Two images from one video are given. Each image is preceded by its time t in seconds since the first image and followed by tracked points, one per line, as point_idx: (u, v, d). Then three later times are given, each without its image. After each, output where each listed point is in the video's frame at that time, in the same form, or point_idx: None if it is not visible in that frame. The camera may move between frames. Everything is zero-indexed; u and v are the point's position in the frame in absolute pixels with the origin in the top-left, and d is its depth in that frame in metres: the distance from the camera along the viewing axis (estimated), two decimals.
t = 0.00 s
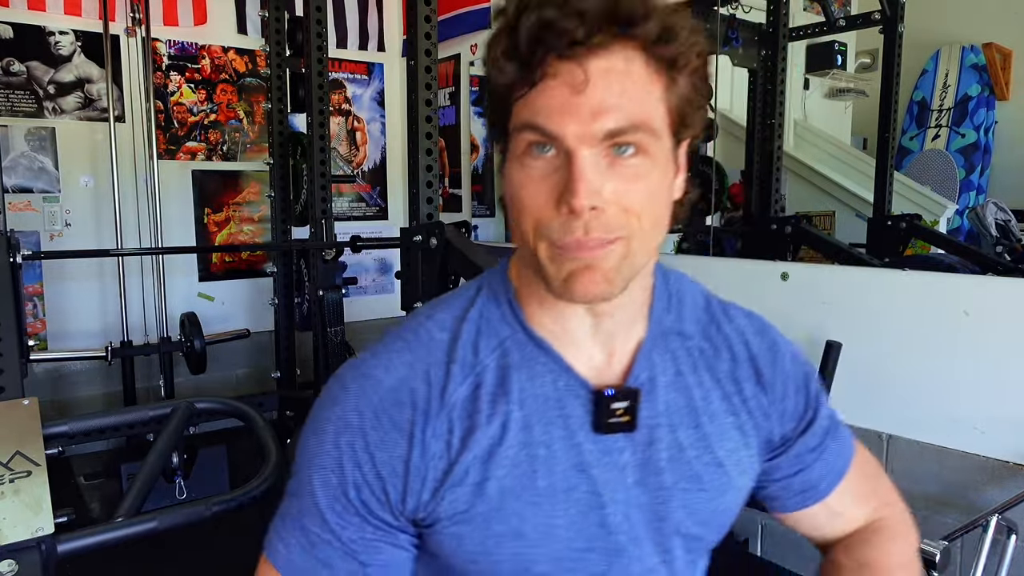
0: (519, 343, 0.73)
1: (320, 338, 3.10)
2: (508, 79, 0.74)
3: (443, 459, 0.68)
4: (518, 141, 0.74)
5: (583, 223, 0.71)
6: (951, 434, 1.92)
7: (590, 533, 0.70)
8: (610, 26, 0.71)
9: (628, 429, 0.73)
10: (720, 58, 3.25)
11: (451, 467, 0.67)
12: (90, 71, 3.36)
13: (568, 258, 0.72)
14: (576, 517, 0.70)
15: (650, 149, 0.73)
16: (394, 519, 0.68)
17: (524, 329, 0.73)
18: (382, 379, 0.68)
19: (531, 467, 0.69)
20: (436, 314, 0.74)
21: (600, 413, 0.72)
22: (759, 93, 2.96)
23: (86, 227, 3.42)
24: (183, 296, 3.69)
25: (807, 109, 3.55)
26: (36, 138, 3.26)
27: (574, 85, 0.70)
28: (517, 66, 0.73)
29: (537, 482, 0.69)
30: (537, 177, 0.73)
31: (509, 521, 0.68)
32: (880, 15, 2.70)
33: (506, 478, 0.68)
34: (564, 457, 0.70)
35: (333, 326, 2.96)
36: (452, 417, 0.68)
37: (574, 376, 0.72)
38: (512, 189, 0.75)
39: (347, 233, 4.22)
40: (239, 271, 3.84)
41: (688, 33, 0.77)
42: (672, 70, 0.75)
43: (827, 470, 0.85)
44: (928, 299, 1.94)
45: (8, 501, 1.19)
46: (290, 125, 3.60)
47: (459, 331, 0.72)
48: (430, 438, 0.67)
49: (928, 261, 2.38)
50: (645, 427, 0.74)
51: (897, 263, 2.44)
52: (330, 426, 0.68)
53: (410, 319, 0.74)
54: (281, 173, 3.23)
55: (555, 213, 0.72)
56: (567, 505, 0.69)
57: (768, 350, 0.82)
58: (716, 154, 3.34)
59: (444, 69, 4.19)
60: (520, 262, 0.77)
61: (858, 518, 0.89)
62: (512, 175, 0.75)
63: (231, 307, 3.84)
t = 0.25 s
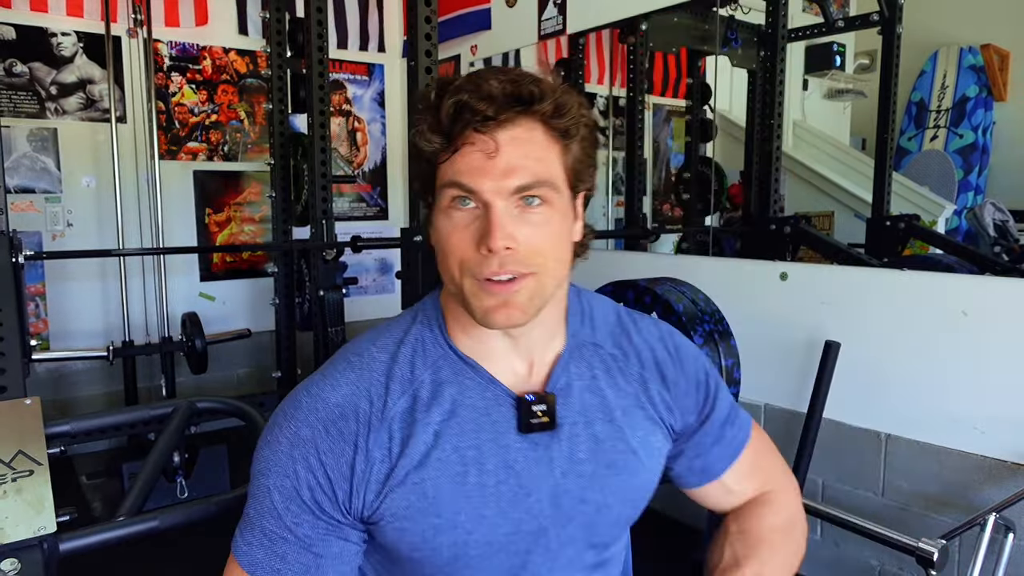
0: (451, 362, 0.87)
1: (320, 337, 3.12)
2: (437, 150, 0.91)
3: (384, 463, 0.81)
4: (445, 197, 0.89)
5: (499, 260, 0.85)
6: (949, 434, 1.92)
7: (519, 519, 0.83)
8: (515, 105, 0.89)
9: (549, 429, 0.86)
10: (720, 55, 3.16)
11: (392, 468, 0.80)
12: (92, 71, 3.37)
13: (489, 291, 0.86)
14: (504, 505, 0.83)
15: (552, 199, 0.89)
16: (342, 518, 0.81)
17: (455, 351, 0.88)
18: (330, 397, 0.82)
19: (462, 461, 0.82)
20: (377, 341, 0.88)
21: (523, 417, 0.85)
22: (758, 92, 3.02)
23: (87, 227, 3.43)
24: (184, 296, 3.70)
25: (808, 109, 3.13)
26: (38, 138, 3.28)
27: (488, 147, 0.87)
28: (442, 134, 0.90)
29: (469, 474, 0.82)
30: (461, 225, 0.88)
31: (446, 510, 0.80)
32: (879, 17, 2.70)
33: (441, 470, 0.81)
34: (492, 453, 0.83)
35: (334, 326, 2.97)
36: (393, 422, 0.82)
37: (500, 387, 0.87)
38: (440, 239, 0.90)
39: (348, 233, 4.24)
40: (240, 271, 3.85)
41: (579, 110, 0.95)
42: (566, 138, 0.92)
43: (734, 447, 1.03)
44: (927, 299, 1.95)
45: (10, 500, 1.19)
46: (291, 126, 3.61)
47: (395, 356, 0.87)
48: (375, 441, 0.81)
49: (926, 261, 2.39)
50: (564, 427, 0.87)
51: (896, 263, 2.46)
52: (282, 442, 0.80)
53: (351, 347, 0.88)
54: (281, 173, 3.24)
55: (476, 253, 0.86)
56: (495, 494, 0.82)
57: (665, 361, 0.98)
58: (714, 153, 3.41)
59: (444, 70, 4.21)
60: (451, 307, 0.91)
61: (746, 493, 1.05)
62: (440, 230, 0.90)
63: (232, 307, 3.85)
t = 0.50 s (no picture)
0: (422, 351, 0.98)
1: (320, 337, 3.12)
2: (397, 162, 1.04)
3: (369, 436, 0.89)
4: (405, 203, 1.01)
5: (453, 253, 0.97)
6: (949, 433, 1.93)
7: (500, 482, 0.90)
8: (460, 119, 1.02)
9: (516, 399, 0.96)
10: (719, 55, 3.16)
11: (375, 440, 0.88)
12: (92, 71, 3.37)
13: (445, 280, 0.98)
14: (482, 468, 0.90)
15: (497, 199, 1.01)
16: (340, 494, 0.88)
17: (425, 341, 0.99)
18: (314, 387, 0.92)
19: (440, 430, 0.90)
20: (358, 342, 1.00)
21: (491, 390, 0.95)
22: (757, 92, 3.01)
23: (87, 227, 3.43)
24: (184, 296, 3.70)
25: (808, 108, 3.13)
26: (38, 138, 3.28)
27: (437, 156, 1.00)
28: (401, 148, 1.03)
29: (447, 442, 0.90)
30: (420, 225, 0.99)
31: (430, 474, 0.88)
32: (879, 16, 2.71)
33: (422, 437, 0.89)
34: (466, 422, 0.92)
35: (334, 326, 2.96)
36: (374, 399, 0.91)
37: (467, 367, 0.97)
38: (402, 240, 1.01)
39: (348, 232, 4.24)
40: (240, 271, 3.85)
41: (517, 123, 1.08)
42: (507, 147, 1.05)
43: (696, 426, 1.12)
44: (927, 299, 1.95)
45: (10, 500, 1.19)
46: (291, 126, 3.60)
47: (373, 351, 0.97)
48: (359, 417, 0.90)
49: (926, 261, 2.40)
50: (531, 399, 0.97)
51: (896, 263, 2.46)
52: (274, 430, 0.89)
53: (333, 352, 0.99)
54: (281, 173, 3.24)
55: (432, 248, 0.98)
56: (473, 459, 0.90)
57: (616, 344, 1.10)
58: (714, 152, 3.40)
59: (444, 70, 4.21)
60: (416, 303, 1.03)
61: (718, 471, 1.12)
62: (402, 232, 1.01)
63: (232, 307, 3.85)
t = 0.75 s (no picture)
0: (405, 355, 1.03)
1: (320, 337, 3.12)
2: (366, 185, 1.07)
3: (354, 434, 0.94)
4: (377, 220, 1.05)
5: (424, 265, 1.01)
6: (949, 433, 1.92)
7: (478, 472, 0.95)
8: (423, 139, 1.06)
9: (495, 396, 1.00)
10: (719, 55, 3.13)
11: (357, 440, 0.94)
12: (91, 71, 3.36)
13: (420, 291, 1.03)
14: (461, 460, 0.94)
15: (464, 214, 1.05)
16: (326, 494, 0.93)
17: (408, 346, 1.04)
18: (305, 394, 0.98)
19: (420, 427, 0.95)
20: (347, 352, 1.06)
21: (470, 388, 1.00)
22: (758, 92, 3.00)
23: (86, 227, 3.43)
24: (183, 296, 3.69)
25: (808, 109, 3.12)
26: (37, 138, 3.27)
27: (404, 174, 1.04)
28: (367, 167, 1.06)
29: (427, 439, 0.95)
30: (392, 239, 1.04)
31: (410, 468, 0.93)
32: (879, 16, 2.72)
33: (404, 434, 0.94)
34: (444, 418, 0.96)
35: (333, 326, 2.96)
36: (356, 403, 0.97)
37: (448, 367, 1.02)
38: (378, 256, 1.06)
39: (348, 232, 4.24)
40: (239, 271, 3.84)
41: (478, 139, 1.11)
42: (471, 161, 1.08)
43: (671, 418, 1.09)
44: (927, 299, 1.95)
45: (9, 501, 1.19)
46: (291, 125, 3.60)
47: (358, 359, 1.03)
48: (342, 420, 0.95)
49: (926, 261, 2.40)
50: (508, 394, 1.01)
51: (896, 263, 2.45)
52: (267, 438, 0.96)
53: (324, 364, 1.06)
54: (281, 173, 3.24)
55: (406, 262, 1.02)
56: (451, 453, 0.94)
57: (595, 341, 1.13)
58: (714, 152, 3.36)
59: (444, 70, 4.22)
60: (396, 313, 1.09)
61: (692, 462, 1.06)
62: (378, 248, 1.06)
63: (232, 307, 3.84)
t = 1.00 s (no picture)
0: (388, 360, 0.96)
1: (320, 337, 3.12)
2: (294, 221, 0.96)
3: (327, 441, 0.91)
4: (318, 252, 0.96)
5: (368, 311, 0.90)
6: (949, 434, 1.92)
7: (444, 485, 0.88)
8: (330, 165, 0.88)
9: (472, 405, 0.91)
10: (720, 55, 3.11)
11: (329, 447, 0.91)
12: (91, 71, 3.36)
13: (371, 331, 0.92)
14: (426, 470, 0.88)
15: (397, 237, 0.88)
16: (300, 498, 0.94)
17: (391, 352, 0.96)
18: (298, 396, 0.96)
19: (388, 436, 0.90)
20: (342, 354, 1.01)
21: (445, 395, 0.91)
22: (758, 92, 3.00)
23: (86, 227, 3.43)
24: (183, 296, 3.69)
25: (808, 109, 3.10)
26: (37, 138, 3.27)
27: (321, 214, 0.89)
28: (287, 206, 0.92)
29: (393, 447, 0.89)
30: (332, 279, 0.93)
31: (375, 477, 0.89)
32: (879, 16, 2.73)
33: (367, 445, 0.90)
34: (412, 428, 0.90)
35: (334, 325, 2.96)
36: (333, 412, 0.93)
37: (426, 375, 0.94)
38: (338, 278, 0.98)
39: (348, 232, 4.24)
40: (239, 271, 3.85)
41: (398, 130, 0.90)
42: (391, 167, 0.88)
43: (677, 415, 0.89)
44: (926, 299, 1.95)
45: (8, 501, 1.19)
46: (291, 125, 3.60)
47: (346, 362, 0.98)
48: (316, 428, 0.93)
49: (926, 261, 2.40)
50: (486, 402, 0.91)
51: (896, 263, 2.45)
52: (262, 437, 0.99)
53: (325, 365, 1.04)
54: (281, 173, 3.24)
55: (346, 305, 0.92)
56: (417, 463, 0.89)
57: (596, 335, 0.98)
58: (714, 152, 3.37)
59: (444, 70, 4.23)
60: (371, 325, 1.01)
61: (701, 463, 0.87)
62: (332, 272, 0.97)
63: (232, 307, 3.85)
